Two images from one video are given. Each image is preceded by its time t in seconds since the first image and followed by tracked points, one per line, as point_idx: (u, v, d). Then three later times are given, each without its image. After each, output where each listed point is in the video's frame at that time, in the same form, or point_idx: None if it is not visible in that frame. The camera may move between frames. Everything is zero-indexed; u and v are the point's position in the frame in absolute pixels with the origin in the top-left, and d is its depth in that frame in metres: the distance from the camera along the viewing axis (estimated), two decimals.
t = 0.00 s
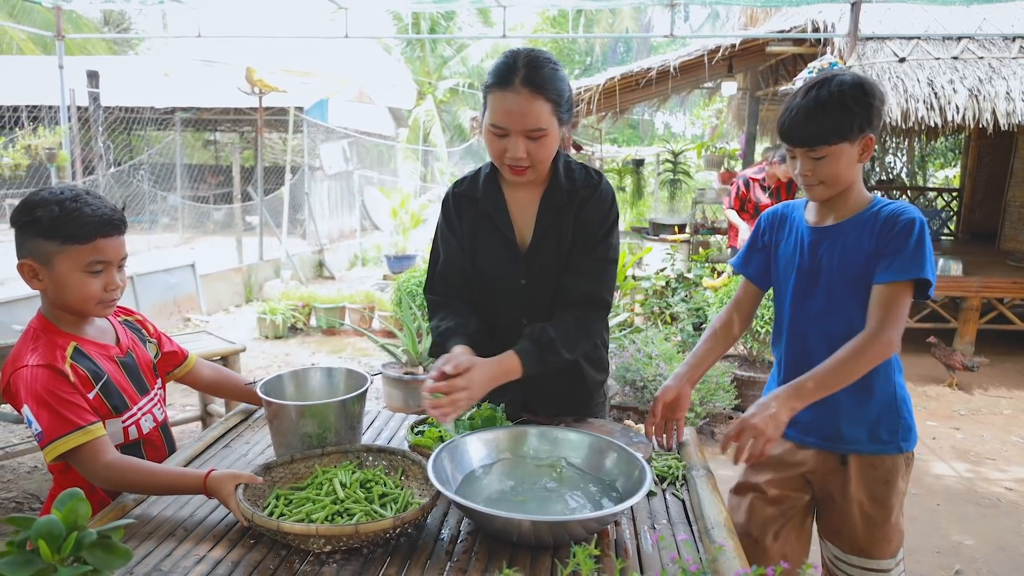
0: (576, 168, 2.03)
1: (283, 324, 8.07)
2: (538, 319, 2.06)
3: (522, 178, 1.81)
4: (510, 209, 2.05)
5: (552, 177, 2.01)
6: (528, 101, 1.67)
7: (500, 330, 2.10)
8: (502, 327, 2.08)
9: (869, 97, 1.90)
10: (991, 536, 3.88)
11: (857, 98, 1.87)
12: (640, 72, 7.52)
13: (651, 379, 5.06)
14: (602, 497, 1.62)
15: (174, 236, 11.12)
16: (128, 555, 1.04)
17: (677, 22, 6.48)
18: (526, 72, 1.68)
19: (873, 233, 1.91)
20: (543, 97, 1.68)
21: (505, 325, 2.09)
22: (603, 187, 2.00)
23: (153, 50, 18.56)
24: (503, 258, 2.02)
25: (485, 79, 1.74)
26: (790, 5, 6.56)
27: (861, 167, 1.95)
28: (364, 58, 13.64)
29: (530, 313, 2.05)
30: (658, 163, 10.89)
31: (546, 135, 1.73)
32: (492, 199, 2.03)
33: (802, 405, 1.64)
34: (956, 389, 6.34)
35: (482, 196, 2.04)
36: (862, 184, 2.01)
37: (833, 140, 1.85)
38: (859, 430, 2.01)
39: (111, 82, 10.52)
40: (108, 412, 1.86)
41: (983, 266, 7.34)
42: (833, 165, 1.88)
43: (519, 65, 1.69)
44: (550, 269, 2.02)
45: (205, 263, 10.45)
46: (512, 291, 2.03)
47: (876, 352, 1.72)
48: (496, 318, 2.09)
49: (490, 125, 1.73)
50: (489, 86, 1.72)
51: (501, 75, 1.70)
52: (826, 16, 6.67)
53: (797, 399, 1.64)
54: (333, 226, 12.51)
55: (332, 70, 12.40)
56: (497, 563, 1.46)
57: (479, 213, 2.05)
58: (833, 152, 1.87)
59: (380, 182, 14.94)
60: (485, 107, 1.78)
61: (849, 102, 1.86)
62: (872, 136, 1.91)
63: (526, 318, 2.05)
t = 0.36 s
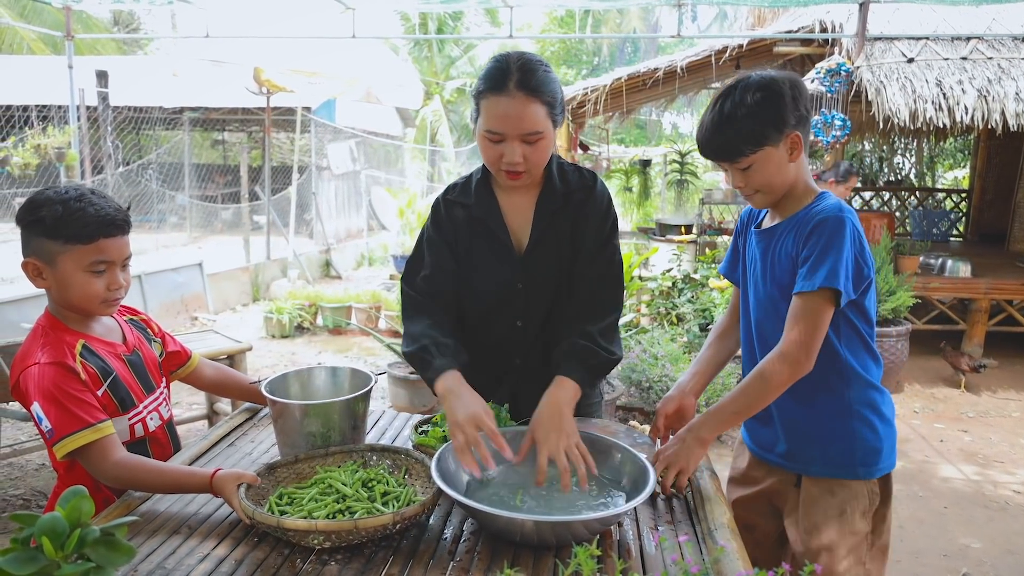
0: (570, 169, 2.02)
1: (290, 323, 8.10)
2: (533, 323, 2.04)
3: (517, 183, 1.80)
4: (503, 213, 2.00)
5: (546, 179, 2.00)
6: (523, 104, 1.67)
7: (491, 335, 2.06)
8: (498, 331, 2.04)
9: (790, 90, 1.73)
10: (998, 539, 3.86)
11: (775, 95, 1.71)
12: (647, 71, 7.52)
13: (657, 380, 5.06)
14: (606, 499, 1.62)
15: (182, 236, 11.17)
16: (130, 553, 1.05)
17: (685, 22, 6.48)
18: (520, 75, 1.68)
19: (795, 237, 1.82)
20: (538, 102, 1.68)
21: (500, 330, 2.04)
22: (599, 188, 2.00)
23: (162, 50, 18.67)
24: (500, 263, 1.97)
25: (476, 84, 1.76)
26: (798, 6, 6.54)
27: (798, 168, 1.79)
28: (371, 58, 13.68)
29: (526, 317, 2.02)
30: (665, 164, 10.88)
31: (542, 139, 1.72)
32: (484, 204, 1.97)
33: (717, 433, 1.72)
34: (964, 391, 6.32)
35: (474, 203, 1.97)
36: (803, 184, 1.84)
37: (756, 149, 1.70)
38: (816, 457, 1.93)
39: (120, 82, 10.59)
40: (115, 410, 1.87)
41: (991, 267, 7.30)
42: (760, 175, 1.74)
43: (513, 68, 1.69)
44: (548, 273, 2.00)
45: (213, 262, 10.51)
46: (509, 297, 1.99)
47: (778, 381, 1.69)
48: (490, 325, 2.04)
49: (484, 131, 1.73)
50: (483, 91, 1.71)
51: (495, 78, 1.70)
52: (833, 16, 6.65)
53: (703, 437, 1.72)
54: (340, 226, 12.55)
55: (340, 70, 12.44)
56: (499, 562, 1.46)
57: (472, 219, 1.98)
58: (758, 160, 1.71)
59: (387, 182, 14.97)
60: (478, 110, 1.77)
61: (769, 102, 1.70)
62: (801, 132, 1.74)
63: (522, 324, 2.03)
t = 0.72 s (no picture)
0: (577, 171, 2.00)
1: (296, 322, 8.12)
2: (546, 326, 2.04)
3: (512, 183, 1.81)
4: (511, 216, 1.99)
5: (554, 181, 1.98)
6: (513, 101, 1.69)
7: (503, 338, 2.06)
8: (511, 334, 2.04)
9: (783, 95, 1.53)
10: (1005, 544, 3.84)
11: (764, 104, 1.52)
12: (654, 73, 7.50)
13: (662, 382, 5.05)
14: (610, 504, 1.61)
15: (189, 235, 11.23)
16: (133, 552, 1.05)
17: (692, 23, 6.46)
18: (510, 74, 1.70)
19: (808, 262, 1.63)
20: (530, 98, 1.70)
21: (514, 333, 2.04)
22: (608, 190, 1.99)
23: (171, 50, 18.74)
24: (513, 268, 1.97)
25: (473, 89, 1.76)
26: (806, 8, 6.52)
27: (809, 182, 1.59)
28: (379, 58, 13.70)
29: (538, 321, 2.03)
30: (672, 165, 10.87)
31: (535, 138, 1.73)
32: (493, 207, 1.95)
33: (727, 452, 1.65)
34: (972, 395, 6.28)
35: (482, 206, 1.95)
36: (821, 196, 1.63)
37: (748, 173, 1.55)
38: (811, 486, 1.76)
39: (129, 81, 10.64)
40: (123, 409, 1.88)
41: (1000, 270, 7.26)
42: (757, 199, 1.59)
43: (504, 67, 1.71)
44: (560, 276, 1.99)
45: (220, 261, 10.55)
46: (521, 300, 1.99)
47: (782, 418, 1.58)
48: (504, 329, 2.04)
49: (480, 129, 1.75)
50: (477, 92, 1.74)
51: (488, 80, 1.72)
52: (842, 17, 6.62)
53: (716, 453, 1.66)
54: (347, 226, 12.58)
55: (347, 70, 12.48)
56: (504, 564, 1.46)
57: (480, 224, 1.96)
58: (753, 183, 1.56)
59: (394, 182, 14.99)
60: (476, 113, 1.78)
61: (755, 115, 1.52)
62: (804, 142, 1.54)
63: (534, 327, 2.03)
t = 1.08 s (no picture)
0: (562, 174, 2.03)
1: (302, 322, 8.13)
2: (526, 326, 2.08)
3: (495, 176, 1.90)
4: (496, 217, 2.09)
5: (536, 182, 2.03)
6: (493, 95, 1.78)
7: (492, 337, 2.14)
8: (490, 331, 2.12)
9: (789, 104, 1.42)
10: (1013, 547, 3.81)
11: (765, 112, 1.43)
12: (661, 74, 7.48)
13: (668, 383, 5.04)
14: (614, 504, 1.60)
15: (196, 235, 11.28)
16: (137, 552, 1.05)
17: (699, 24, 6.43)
18: (495, 69, 1.80)
19: (828, 285, 1.50)
20: (512, 91, 1.79)
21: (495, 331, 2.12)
22: (588, 193, 1.99)
23: (178, 50, 18.80)
24: (489, 266, 2.06)
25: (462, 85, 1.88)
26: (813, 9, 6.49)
27: (824, 197, 1.47)
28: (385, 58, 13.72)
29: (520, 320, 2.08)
30: (678, 166, 10.85)
31: (515, 131, 1.82)
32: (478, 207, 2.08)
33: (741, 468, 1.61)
34: (979, 397, 6.25)
35: (469, 207, 2.09)
36: (838, 211, 1.50)
37: (749, 188, 1.47)
38: (821, 500, 1.65)
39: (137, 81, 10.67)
40: (128, 407, 1.88)
41: (1008, 273, 7.22)
42: (762, 216, 1.50)
43: (489, 64, 1.81)
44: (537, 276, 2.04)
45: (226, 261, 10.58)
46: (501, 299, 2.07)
47: (794, 445, 1.49)
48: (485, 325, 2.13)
49: (464, 124, 1.86)
50: (465, 87, 1.85)
51: (473, 78, 1.83)
52: (849, 18, 6.59)
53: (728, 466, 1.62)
54: (353, 226, 12.60)
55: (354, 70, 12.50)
56: (508, 565, 1.45)
57: (465, 220, 2.11)
58: (756, 199, 1.48)
59: (400, 182, 15.02)
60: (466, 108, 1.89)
61: (757, 125, 1.43)
62: (815, 155, 1.43)
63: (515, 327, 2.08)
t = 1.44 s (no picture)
0: (571, 160, 2.12)
1: (306, 322, 8.14)
2: (537, 311, 2.13)
3: (507, 173, 1.95)
4: (506, 204, 2.15)
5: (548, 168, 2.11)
6: (502, 99, 1.81)
7: (500, 326, 2.17)
8: (502, 316, 2.16)
9: (774, 114, 1.41)
10: (1018, 551, 3.79)
11: (749, 125, 1.43)
12: (666, 75, 7.47)
13: (671, 385, 5.02)
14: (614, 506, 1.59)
15: (201, 235, 11.31)
16: (137, 551, 1.05)
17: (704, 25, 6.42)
18: (497, 71, 1.83)
19: (827, 294, 1.49)
20: (518, 93, 1.83)
21: (506, 317, 2.16)
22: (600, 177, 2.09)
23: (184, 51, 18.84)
24: (504, 250, 2.11)
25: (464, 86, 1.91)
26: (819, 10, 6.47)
27: (816, 206, 1.46)
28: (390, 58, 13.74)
29: (531, 306, 2.13)
30: (683, 167, 10.84)
31: (525, 131, 1.87)
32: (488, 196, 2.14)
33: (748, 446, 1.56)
34: (985, 400, 6.21)
35: (479, 196, 2.14)
36: (837, 217, 1.49)
37: (740, 201, 1.48)
38: (824, 504, 1.65)
39: (143, 82, 10.71)
40: (129, 407, 1.88)
41: (1015, 275, 7.19)
42: (756, 225, 1.51)
43: (490, 65, 1.84)
44: (550, 260, 2.10)
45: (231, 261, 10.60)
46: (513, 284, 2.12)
47: (807, 445, 1.46)
48: (496, 312, 2.16)
49: (472, 126, 1.89)
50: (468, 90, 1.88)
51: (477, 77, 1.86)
52: (855, 19, 6.56)
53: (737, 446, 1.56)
54: (357, 226, 12.61)
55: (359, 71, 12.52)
56: (509, 567, 1.45)
57: (474, 207, 2.16)
58: (749, 210, 1.48)
59: (404, 183, 15.03)
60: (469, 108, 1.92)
61: (742, 137, 1.43)
62: (804, 166, 1.41)
63: (526, 313, 2.13)
